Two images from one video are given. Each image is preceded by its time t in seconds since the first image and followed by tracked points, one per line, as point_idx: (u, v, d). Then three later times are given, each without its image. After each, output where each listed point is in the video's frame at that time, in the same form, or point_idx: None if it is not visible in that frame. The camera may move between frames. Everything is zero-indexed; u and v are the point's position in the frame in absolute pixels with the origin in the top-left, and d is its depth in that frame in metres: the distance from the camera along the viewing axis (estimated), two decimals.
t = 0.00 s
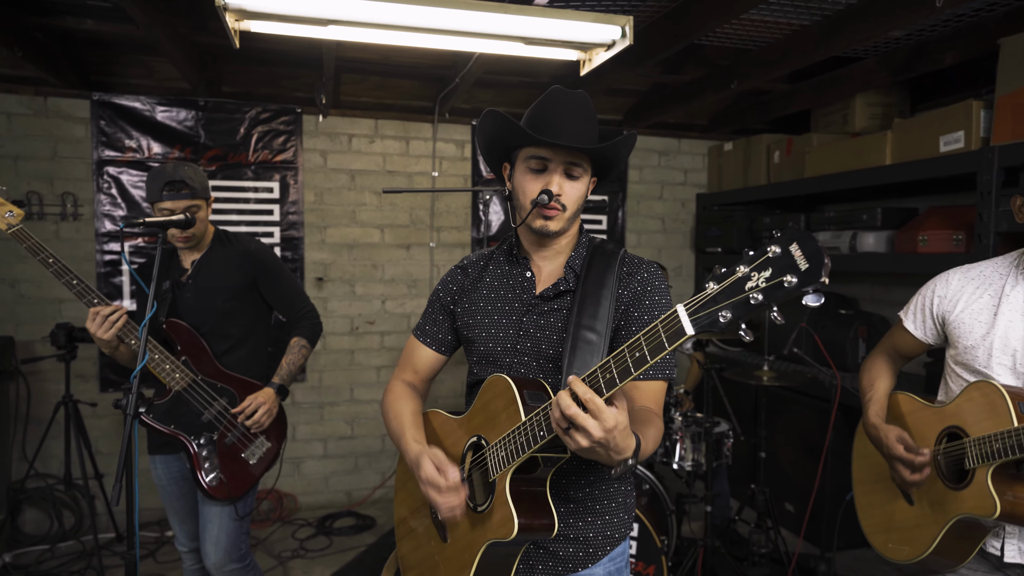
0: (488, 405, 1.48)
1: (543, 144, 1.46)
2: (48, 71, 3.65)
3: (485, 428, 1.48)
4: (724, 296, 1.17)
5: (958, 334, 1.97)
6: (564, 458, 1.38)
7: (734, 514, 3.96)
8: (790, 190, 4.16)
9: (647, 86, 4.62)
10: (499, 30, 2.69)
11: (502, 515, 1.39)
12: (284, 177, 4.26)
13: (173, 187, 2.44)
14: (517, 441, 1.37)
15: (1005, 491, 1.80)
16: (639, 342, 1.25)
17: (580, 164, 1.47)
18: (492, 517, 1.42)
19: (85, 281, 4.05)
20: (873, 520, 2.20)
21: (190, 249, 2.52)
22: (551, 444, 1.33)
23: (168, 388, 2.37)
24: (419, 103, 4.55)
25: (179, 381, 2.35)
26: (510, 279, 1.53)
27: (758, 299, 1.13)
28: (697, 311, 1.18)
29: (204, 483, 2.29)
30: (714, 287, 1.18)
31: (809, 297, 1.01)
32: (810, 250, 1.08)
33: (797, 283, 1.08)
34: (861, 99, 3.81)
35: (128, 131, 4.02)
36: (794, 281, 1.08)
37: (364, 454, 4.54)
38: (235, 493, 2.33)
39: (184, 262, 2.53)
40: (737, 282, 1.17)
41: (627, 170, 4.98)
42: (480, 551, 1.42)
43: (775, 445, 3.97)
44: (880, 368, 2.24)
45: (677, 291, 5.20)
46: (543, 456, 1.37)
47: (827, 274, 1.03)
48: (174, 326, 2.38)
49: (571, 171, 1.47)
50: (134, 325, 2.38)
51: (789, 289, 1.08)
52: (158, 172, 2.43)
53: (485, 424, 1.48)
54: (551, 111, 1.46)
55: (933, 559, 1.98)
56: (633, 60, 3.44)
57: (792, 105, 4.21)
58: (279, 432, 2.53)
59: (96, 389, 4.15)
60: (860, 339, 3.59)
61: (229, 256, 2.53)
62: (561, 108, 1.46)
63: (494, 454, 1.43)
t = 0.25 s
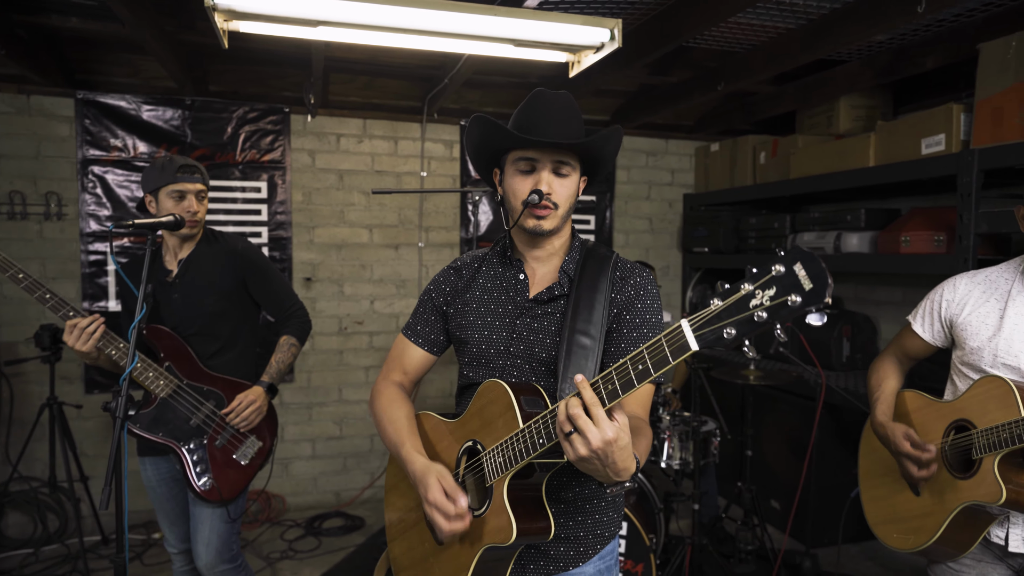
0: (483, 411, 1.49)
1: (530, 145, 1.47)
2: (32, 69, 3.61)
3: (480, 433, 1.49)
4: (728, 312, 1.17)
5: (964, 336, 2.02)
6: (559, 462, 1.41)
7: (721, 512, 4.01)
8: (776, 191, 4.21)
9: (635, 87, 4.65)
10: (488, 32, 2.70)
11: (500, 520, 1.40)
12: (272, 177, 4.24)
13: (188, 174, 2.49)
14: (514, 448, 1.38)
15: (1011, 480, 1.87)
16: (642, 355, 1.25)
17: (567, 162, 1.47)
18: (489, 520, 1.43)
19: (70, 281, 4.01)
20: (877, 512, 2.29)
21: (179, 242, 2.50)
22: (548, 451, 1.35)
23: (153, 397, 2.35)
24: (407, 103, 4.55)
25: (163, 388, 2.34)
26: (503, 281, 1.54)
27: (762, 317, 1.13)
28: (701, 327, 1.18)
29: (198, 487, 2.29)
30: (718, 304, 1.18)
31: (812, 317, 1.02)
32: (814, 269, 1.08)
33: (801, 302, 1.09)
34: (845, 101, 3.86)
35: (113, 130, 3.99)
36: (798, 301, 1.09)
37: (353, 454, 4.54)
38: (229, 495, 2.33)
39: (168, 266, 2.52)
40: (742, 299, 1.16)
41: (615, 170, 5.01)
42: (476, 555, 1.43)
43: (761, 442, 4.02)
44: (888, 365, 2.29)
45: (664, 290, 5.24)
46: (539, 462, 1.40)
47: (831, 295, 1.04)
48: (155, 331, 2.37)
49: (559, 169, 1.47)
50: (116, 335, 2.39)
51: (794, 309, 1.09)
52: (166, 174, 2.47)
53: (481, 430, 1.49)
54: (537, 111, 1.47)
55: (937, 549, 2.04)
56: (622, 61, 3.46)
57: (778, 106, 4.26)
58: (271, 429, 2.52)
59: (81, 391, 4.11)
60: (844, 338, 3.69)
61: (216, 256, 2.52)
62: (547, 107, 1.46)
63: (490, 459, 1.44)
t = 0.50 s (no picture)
0: (478, 417, 1.48)
1: (521, 143, 1.48)
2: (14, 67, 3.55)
3: (475, 440, 1.48)
4: (733, 329, 1.17)
5: (959, 332, 2.06)
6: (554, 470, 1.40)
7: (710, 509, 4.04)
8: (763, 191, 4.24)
9: (623, 87, 4.67)
10: (477, 32, 2.69)
11: (498, 527, 1.40)
12: (259, 176, 4.21)
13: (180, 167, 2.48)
14: (511, 457, 1.37)
15: (1009, 468, 1.89)
16: (644, 367, 1.24)
17: (556, 154, 1.48)
18: (486, 528, 1.43)
19: (53, 282, 3.96)
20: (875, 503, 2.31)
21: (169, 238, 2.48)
22: (546, 461, 1.35)
23: (141, 399, 2.32)
24: (395, 102, 4.53)
25: (152, 390, 2.31)
26: (501, 282, 1.54)
27: (768, 335, 1.13)
28: (706, 343, 1.18)
29: (193, 489, 2.27)
30: (724, 320, 1.17)
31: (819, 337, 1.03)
32: (821, 290, 1.09)
33: (807, 322, 1.09)
34: (831, 102, 3.90)
35: (97, 129, 3.93)
36: (805, 320, 1.09)
37: (342, 455, 4.52)
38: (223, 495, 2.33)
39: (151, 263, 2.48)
40: (747, 316, 1.17)
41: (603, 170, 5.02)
42: (475, 561, 1.44)
43: (750, 440, 4.06)
44: (886, 357, 2.33)
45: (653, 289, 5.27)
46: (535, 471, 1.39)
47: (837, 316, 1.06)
48: (141, 332, 2.35)
49: (549, 164, 1.47)
50: (99, 339, 2.36)
51: (801, 327, 1.09)
52: (161, 167, 2.45)
53: (476, 436, 1.48)
54: (527, 109, 1.47)
55: (934, 540, 2.05)
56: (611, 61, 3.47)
57: (765, 107, 4.29)
58: (261, 427, 2.53)
59: (65, 393, 4.06)
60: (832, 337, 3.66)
61: (204, 254, 2.49)
62: (536, 104, 1.47)
63: (486, 466, 1.43)
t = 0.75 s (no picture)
0: (483, 419, 1.47)
1: (523, 141, 1.48)
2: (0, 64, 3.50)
3: (481, 441, 1.47)
4: (752, 343, 1.15)
5: (952, 329, 2.08)
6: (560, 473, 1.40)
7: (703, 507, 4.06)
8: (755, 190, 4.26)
9: (615, 86, 4.68)
10: (473, 30, 2.69)
11: (502, 530, 1.40)
12: (250, 175, 4.18)
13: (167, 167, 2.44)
14: (518, 461, 1.38)
15: (1002, 466, 1.91)
16: (658, 378, 1.24)
17: (559, 152, 1.47)
18: (492, 530, 1.43)
19: (41, 281, 3.91)
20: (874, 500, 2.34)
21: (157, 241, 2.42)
22: (552, 467, 1.36)
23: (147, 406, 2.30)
24: (388, 100, 4.51)
25: (158, 396, 2.29)
26: (503, 282, 1.54)
27: (787, 351, 1.11)
28: (724, 356, 1.17)
29: (208, 489, 2.27)
30: (742, 334, 1.15)
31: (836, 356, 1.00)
32: (844, 307, 1.05)
33: (828, 338, 1.06)
34: (822, 102, 3.93)
35: (85, 126, 3.89)
36: (825, 337, 1.06)
37: (335, 454, 4.50)
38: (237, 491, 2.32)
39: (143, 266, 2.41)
40: (767, 330, 1.14)
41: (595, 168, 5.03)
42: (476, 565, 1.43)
43: (743, 437, 4.09)
44: (881, 354, 2.35)
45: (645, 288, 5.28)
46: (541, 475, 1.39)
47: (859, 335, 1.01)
48: (141, 338, 2.30)
49: (551, 162, 1.47)
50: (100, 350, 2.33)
51: (821, 346, 1.06)
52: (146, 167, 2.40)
53: (481, 437, 1.47)
54: (529, 106, 1.49)
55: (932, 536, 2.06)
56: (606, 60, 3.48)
57: (756, 106, 4.32)
58: (269, 420, 2.51)
59: (53, 394, 4.01)
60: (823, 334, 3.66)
61: (197, 254, 2.45)
62: (533, 103, 1.48)
63: (491, 470, 1.43)
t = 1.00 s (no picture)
0: (491, 421, 1.48)
1: (523, 144, 1.48)
2: None
3: (489, 443, 1.48)
4: (767, 347, 1.17)
5: (938, 331, 2.10)
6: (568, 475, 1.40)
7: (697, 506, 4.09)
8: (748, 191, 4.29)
9: (608, 86, 4.69)
10: (471, 30, 2.69)
11: (511, 533, 1.40)
12: (243, 173, 4.15)
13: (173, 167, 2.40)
14: (526, 464, 1.38)
15: (988, 467, 1.95)
16: (670, 382, 1.25)
17: (561, 153, 1.47)
18: (499, 533, 1.43)
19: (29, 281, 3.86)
20: (865, 501, 2.35)
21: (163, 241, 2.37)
22: (561, 470, 1.36)
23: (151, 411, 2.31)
24: (381, 99, 4.50)
25: (161, 402, 2.30)
26: (509, 284, 1.54)
27: (802, 356, 1.13)
28: (738, 361, 1.18)
29: (210, 489, 2.29)
30: (756, 338, 1.17)
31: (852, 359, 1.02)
32: (860, 313, 1.08)
33: (843, 343, 1.09)
34: (814, 103, 3.97)
35: (75, 124, 3.84)
36: (841, 342, 1.09)
37: (328, 455, 4.48)
38: (241, 493, 2.32)
39: (149, 267, 2.35)
40: (781, 335, 1.16)
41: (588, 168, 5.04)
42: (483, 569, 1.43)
43: (736, 436, 4.12)
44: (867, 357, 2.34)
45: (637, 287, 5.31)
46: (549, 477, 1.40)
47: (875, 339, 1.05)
48: (143, 343, 2.28)
49: (555, 163, 1.47)
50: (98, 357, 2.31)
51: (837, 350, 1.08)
52: (152, 166, 2.36)
53: (489, 440, 1.48)
54: (531, 105, 1.48)
55: (922, 536, 2.07)
56: (601, 60, 3.50)
57: (749, 107, 4.35)
58: (273, 419, 2.49)
59: (42, 395, 3.96)
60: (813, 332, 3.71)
61: (202, 254, 2.42)
62: (536, 103, 1.47)
63: (499, 472, 1.43)
